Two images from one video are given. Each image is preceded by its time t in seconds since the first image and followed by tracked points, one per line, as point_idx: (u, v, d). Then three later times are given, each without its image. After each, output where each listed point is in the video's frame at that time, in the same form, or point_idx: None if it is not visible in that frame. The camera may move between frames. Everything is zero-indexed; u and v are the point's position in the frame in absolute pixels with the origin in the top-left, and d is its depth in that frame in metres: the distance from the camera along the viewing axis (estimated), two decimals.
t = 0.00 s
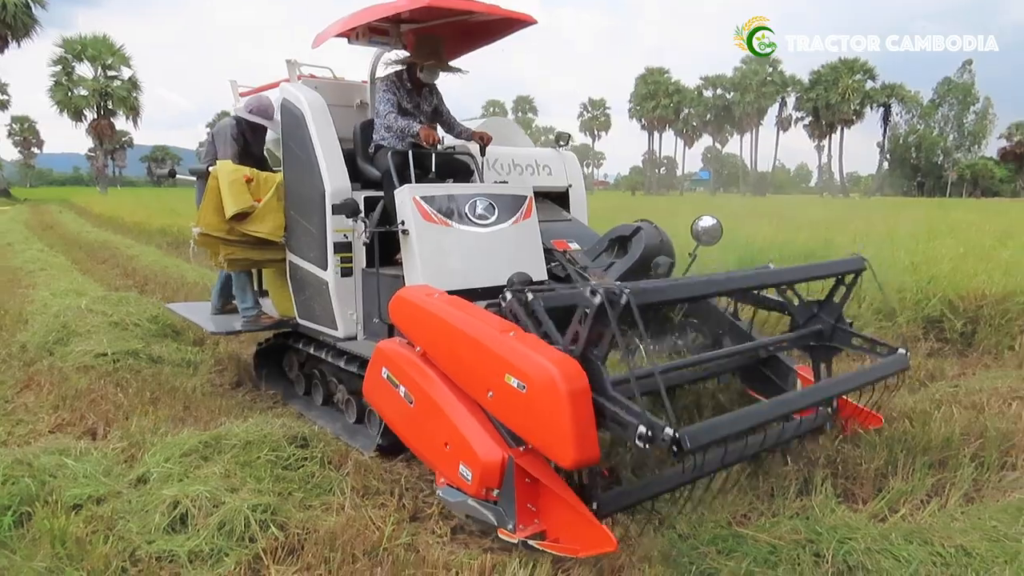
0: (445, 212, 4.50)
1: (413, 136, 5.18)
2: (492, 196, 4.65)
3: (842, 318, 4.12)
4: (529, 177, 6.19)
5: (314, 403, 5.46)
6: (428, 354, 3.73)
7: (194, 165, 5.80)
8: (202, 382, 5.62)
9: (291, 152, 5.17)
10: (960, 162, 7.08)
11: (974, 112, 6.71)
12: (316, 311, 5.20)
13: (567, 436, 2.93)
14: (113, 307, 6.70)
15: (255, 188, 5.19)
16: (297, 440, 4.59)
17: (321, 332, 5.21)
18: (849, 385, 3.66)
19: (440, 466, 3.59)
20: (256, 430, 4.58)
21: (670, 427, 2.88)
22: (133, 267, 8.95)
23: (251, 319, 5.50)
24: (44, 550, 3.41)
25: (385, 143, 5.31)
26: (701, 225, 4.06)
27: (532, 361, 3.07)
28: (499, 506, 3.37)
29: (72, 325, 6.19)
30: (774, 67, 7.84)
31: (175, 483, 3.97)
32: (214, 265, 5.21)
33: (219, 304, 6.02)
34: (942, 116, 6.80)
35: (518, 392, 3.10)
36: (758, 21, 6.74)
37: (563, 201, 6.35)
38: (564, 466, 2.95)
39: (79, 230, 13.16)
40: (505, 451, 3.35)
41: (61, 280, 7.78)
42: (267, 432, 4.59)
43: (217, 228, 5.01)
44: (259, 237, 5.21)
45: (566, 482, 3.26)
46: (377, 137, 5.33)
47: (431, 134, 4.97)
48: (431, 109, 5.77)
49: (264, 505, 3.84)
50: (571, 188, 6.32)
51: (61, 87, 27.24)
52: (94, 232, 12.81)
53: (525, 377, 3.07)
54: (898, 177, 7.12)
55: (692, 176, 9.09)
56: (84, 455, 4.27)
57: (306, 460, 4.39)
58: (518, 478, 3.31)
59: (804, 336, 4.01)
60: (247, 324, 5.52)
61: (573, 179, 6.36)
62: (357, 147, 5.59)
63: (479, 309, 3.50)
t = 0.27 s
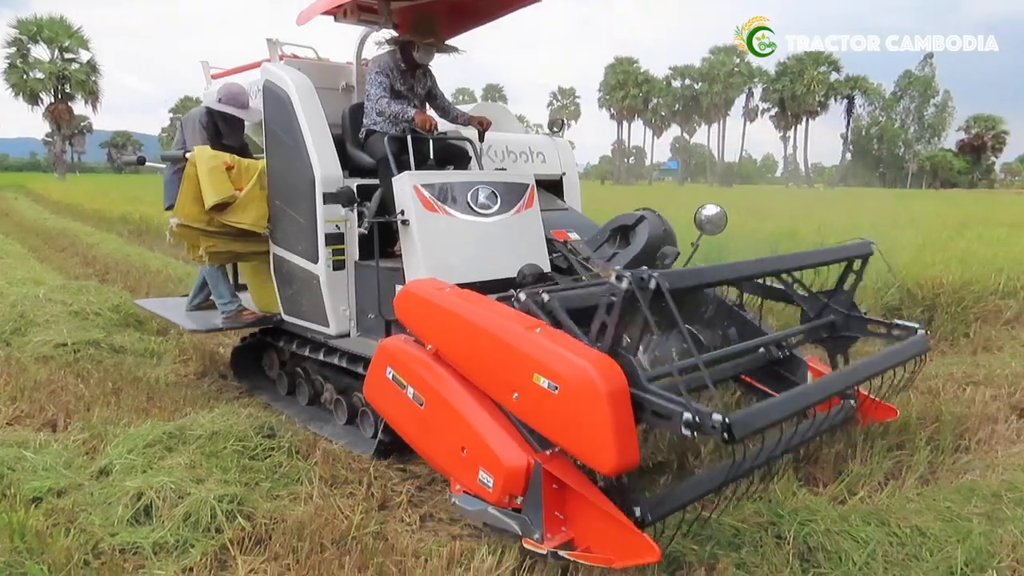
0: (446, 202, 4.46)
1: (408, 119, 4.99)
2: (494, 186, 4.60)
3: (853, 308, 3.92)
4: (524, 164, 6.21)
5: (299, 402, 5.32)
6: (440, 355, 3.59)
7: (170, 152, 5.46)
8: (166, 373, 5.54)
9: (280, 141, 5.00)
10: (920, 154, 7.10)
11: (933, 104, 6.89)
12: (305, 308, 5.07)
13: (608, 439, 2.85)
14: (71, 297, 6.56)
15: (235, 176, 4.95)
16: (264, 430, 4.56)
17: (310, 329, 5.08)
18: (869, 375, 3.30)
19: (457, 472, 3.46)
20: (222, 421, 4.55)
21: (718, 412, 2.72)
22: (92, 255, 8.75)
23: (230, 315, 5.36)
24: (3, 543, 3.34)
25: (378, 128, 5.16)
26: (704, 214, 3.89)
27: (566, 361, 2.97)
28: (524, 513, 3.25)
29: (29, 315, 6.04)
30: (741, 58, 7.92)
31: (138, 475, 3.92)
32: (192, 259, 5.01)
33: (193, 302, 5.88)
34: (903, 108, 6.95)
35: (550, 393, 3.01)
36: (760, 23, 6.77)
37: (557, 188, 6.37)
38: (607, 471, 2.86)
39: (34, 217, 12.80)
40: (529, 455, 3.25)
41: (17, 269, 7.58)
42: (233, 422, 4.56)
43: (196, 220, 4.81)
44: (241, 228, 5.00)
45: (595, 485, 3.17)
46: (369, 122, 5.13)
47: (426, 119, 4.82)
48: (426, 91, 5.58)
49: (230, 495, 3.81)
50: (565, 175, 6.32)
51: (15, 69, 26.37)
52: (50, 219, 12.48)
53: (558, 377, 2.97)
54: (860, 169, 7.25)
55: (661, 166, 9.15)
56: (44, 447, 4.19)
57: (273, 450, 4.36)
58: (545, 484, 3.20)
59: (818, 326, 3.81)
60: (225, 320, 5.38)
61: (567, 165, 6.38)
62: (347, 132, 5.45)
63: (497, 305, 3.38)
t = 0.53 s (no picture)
0: (452, 195, 4.35)
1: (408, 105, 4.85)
2: (502, 178, 4.51)
3: (875, 281, 3.80)
4: (521, 153, 6.29)
5: (285, 406, 5.16)
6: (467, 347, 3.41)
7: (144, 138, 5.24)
8: (126, 365, 5.44)
9: (270, 127, 4.84)
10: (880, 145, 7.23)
11: (891, 96, 7.10)
12: (296, 309, 4.92)
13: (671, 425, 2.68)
14: (25, 287, 6.39)
15: (218, 163, 4.85)
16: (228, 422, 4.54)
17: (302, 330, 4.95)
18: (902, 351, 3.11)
19: (492, 473, 3.25)
20: (185, 413, 4.51)
21: (708, 494, 2.97)
22: (45, 244, 8.52)
23: (212, 315, 5.08)
24: None
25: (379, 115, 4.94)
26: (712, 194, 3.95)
27: (616, 342, 2.81)
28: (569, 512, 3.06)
29: None
30: (707, 49, 8.03)
31: (98, 468, 3.86)
32: (171, 254, 4.88)
33: (166, 300, 5.54)
34: (863, 100, 7.11)
35: (600, 377, 2.85)
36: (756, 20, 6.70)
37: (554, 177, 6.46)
38: (669, 459, 2.70)
39: None
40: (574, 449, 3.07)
41: None
42: (196, 414, 4.53)
43: (175, 213, 4.67)
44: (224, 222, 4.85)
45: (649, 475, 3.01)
46: (365, 106, 5.00)
47: (430, 109, 4.59)
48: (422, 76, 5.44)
49: (194, 488, 3.78)
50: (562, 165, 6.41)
51: None
52: None
53: (609, 360, 2.81)
54: (823, 160, 7.27)
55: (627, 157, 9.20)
56: None
57: (236, 442, 4.34)
58: (592, 478, 3.02)
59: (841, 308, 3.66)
60: (207, 320, 5.09)
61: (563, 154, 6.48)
62: (340, 119, 5.30)
63: (529, 289, 3.22)
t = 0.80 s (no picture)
0: (470, 195, 4.10)
1: (419, 97, 4.49)
2: (518, 176, 4.27)
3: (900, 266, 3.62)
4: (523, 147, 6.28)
5: (269, 410, 4.93)
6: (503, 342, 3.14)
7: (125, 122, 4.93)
8: (76, 360, 5.29)
9: (266, 113, 4.54)
10: (833, 140, 7.02)
11: (846, 91, 7.11)
12: (288, 309, 4.65)
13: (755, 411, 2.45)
14: None
15: (206, 152, 4.56)
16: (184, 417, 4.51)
17: (291, 331, 4.72)
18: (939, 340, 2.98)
19: (536, 479, 2.96)
20: (138, 408, 4.43)
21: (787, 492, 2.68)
22: None
23: (195, 316, 4.85)
24: None
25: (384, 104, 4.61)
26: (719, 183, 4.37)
27: (685, 324, 2.59)
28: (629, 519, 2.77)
29: None
30: (667, 41, 8.08)
31: (47, 465, 3.76)
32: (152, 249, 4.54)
33: (138, 295, 5.23)
34: (818, 94, 7.19)
35: (669, 366, 2.60)
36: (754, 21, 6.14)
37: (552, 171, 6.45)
38: (754, 453, 2.45)
39: None
40: (633, 447, 2.81)
41: None
42: (149, 409, 4.45)
43: (161, 203, 4.37)
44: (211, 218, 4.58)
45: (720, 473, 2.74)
46: (368, 95, 4.67)
47: (447, 102, 4.26)
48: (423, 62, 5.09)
49: (148, 484, 3.71)
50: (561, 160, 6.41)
51: None
52: None
53: (681, 347, 2.56)
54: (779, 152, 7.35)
55: (588, 147, 9.20)
56: None
57: (192, 436, 4.28)
58: (656, 479, 2.74)
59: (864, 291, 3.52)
60: (189, 321, 4.84)
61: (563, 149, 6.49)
62: (337, 105, 4.91)
63: (575, 274, 2.99)
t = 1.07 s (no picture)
0: (497, 196, 3.88)
1: (440, 89, 4.10)
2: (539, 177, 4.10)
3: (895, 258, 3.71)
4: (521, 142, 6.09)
5: (252, 414, 4.57)
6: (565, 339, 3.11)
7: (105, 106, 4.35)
8: (28, 354, 5.14)
9: (267, 101, 4.12)
10: (791, 130, 7.14)
11: (805, 83, 6.84)
12: (288, 312, 4.25)
13: (853, 401, 2.48)
14: None
15: (198, 139, 4.15)
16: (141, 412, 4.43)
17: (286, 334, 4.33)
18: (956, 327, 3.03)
19: (607, 478, 2.93)
20: (93, 403, 4.37)
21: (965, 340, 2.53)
22: None
23: (179, 316, 4.49)
24: None
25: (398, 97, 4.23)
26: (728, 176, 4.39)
27: (780, 313, 2.60)
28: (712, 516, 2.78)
29: None
30: (630, 32, 8.12)
31: None
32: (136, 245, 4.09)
33: (110, 289, 4.82)
34: (777, 86, 7.17)
35: (764, 356, 2.60)
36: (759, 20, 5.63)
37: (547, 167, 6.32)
38: (860, 441, 2.49)
39: None
40: (714, 442, 2.81)
41: None
42: (105, 404, 4.39)
43: (150, 195, 3.93)
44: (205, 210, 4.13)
45: (806, 467, 2.77)
46: (379, 85, 4.27)
47: (472, 97, 3.92)
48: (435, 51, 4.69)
49: (104, 480, 3.64)
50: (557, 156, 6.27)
51: None
52: None
53: (778, 336, 2.57)
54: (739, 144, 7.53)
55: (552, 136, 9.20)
56: None
57: (150, 431, 4.22)
58: (742, 473, 2.74)
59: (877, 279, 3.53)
60: (174, 322, 4.47)
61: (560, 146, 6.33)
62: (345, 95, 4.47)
63: (643, 266, 2.97)
